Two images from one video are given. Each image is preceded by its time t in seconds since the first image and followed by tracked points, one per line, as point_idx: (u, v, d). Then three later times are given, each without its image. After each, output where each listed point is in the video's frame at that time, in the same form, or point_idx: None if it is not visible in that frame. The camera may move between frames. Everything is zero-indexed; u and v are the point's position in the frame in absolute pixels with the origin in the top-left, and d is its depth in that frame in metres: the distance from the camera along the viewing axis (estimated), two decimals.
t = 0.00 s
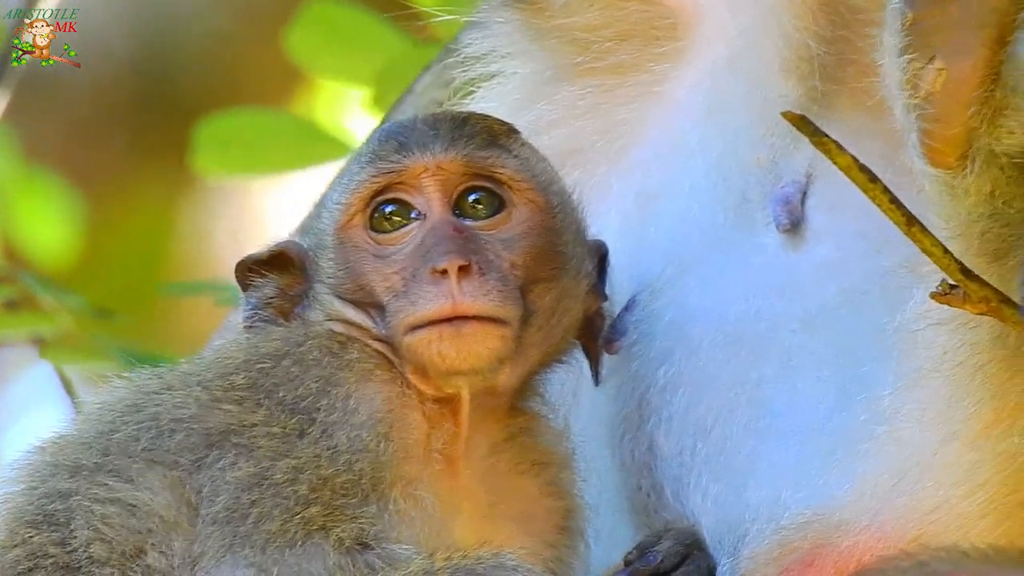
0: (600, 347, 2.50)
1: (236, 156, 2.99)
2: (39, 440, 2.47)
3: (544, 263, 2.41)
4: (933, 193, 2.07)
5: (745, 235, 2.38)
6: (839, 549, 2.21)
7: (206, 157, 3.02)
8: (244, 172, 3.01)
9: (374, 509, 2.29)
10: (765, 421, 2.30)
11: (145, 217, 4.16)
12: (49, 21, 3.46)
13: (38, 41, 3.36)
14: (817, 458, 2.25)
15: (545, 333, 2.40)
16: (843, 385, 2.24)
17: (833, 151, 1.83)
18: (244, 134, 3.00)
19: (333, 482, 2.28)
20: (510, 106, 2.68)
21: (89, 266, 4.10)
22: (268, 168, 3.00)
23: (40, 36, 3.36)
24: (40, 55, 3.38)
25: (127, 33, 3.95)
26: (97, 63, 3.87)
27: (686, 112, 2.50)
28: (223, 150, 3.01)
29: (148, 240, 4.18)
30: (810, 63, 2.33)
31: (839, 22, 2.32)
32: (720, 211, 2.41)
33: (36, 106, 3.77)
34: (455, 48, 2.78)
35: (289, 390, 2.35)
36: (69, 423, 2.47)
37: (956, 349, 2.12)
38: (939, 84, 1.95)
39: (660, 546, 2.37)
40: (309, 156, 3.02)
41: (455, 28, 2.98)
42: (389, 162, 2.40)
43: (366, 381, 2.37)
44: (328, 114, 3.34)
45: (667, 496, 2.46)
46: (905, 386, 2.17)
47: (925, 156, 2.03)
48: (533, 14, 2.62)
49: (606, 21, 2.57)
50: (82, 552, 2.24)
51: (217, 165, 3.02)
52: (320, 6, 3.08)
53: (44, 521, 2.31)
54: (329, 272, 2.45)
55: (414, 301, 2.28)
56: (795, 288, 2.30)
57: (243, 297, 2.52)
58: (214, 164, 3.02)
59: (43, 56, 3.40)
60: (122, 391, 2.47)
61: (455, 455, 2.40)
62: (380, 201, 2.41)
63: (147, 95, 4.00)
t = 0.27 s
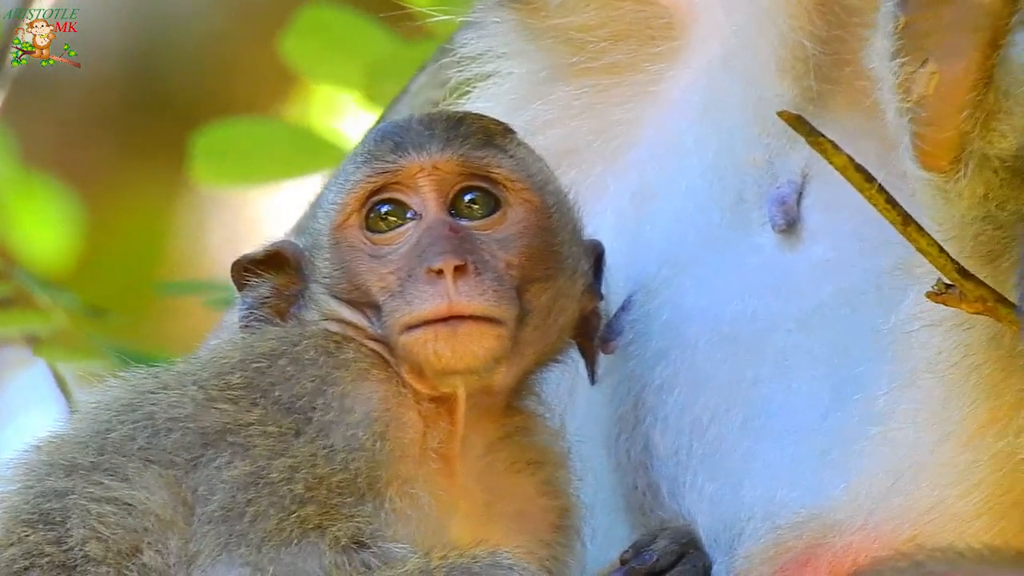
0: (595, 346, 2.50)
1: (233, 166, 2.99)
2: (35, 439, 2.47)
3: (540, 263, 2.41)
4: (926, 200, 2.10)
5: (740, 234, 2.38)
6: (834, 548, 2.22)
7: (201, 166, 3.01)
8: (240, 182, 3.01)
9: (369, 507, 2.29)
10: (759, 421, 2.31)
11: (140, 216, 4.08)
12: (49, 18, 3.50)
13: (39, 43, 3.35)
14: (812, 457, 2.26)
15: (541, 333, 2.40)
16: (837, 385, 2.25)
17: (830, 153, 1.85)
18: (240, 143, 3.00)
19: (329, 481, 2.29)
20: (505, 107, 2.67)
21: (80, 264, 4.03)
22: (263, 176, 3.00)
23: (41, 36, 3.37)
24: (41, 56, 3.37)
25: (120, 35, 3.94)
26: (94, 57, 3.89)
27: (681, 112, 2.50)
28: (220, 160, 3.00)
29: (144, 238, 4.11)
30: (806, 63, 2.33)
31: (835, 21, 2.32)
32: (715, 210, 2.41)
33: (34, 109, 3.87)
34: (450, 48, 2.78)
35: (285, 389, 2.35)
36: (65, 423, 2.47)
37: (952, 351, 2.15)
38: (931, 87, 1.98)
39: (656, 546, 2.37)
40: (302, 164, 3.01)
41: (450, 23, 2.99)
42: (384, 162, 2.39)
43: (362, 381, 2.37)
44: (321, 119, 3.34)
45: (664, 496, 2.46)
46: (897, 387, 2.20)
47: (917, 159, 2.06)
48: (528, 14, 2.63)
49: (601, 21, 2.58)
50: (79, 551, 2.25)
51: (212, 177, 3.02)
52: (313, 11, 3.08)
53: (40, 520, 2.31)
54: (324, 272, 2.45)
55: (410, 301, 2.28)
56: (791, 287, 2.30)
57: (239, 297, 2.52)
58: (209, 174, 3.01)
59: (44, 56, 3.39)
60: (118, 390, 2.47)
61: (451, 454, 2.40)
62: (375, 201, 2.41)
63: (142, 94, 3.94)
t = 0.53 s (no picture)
0: (587, 346, 2.50)
1: (229, 181, 3.04)
2: (26, 439, 2.47)
3: (531, 262, 2.41)
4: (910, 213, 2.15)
5: (731, 233, 2.38)
6: (826, 553, 2.23)
7: (198, 182, 3.07)
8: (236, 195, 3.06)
9: (361, 507, 2.29)
10: (750, 420, 2.31)
11: (129, 215, 4.12)
12: (48, 18, 3.53)
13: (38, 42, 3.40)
14: (803, 457, 2.26)
15: (532, 332, 2.40)
16: (829, 384, 2.25)
17: (822, 151, 2.01)
18: (235, 159, 3.04)
19: (320, 481, 2.28)
20: (496, 105, 2.68)
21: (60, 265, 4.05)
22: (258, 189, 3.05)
23: (40, 36, 3.41)
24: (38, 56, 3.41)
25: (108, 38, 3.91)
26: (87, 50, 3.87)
27: (672, 111, 2.51)
28: (216, 177, 3.04)
29: (130, 236, 4.17)
30: (796, 61, 2.33)
31: (825, 18, 2.31)
32: (707, 209, 2.41)
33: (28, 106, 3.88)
34: (441, 47, 2.79)
35: (276, 388, 2.35)
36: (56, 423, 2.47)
37: (944, 360, 2.17)
38: (911, 112, 2.04)
39: (647, 546, 2.37)
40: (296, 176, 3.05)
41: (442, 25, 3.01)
42: (375, 161, 2.39)
43: (353, 380, 2.37)
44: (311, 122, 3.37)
45: (655, 496, 2.46)
46: (887, 392, 2.21)
47: (898, 181, 2.13)
48: (519, 13, 2.63)
49: (593, 20, 2.59)
50: (70, 551, 2.24)
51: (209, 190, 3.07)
52: (304, 22, 3.09)
53: (31, 520, 2.30)
54: (315, 271, 2.45)
55: (401, 300, 2.27)
56: (783, 286, 2.30)
57: (230, 296, 2.52)
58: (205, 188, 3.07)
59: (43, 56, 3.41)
60: (109, 390, 2.46)
61: (443, 453, 2.40)
62: (367, 201, 2.41)
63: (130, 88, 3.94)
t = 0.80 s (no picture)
0: (578, 347, 2.50)
1: (219, 179, 3.03)
2: (17, 439, 2.47)
3: (522, 262, 2.41)
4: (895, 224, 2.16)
5: (721, 232, 2.38)
6: (815, 554, 2.24)
7: (189, 180, 3.06)
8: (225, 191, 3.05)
9: (352, 507, 2.28)
10: (741, 420, 2.31)
11: (126, 215, 4.37)
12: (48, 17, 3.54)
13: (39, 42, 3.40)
14: (793, 457, 2.27)
15: (523, 331, 2.40)
16: (819, 384, 2.27)
17: (812, 154, 2.01)
18: (225, 156, 3.04)
19: (311, 481, 2.27)
20: (487, 105, 2.67)
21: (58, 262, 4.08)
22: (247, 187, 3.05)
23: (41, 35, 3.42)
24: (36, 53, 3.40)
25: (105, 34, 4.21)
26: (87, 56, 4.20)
27: (661, 110, 2.51)
28: (206, 176, 3.04)
29: (129, 237, 4.39)
30: (785, 61, 2.34)
31: (814, 19, 2.33)
32: (697, 209, 2.41)
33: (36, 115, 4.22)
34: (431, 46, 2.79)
35: (267, 389, 2.35)
36: (47, 424, 2.47)
37: (929, 362, 2.18)
38: (900, 114, 2.06)
39: (638, 546, 2.38)
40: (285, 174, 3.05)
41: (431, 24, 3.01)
42: (366, 161, 2.39)
43: (344, 380, 2.36)
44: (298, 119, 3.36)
45: (648, 496, 2.46)
46: (875, 395, 2.23)
47: (885, 183, 2.13)
48: (509, 13, 2.63)
49: (583, 20, 2.58)
50: (60, 552, 2.23)
51: (198, 187, 3.06)
52: (295, 18, 3.09)
53: (21, 521, 2.29)
54: (306, 271, 2.45)
55: (393, 300, 2.28)
56: (773, 286, 2.31)
57: (220, 295, 2.52)
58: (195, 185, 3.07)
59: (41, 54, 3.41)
60: (100, 392, 2.46)
61: (434, 454, 2.40)
62: (357, 201, 2.41)
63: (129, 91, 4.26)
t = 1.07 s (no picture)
0: (566, 347, 2.50)
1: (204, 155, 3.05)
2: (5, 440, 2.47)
3: (511, 262, 2.41)
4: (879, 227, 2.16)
5: (708, 233, 2.39)
6: (801, 554, 2.24)
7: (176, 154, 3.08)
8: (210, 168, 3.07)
9: (339, 507, 2.28)
10: (728, 420, 2.32)
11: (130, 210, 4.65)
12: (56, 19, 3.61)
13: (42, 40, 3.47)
14: (780, 457, 2.28)
15: (511, 331, 2.40)
16: (806, 383, 2.27)
17: (797, 158, 2.03)
18: (212, 132, 3.05)
19: (298, 480, 2.27)
20: (472, 105, 2.68)
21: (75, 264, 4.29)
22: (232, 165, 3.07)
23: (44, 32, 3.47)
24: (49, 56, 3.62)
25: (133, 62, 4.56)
26: (93, 61, 4.53)
27: (648, 110, 2.51)
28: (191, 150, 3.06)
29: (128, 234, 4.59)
30: (771, 61, 2.35)
31: (800, 17, 2.34)
32: (683, 209, 2.42)
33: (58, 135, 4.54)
34: (417, 46, 2.79)
35: (254, 388, 2.35)
36: (34, 424, 2.47)
37: (915, 363, 2.18)
38: (884, 114, 2.06)
39: (625, 545, 2.38)
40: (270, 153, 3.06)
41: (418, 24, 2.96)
42: (353, 161, 2.39)
43: (331, 380, 2.36)
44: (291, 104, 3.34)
45: (636, 495, 2.47)
46: (863, 399, 2.22)
47: (870, 184, 2.12)
48: (495, 13, 2.64)
49: (569, 20, 2.59)
50: (47, 551, 2.23)
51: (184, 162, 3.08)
52: None
53: (9, 520, 2.29)
54: (294, 271, 2.45)
55: (380, 299, 2.27)
56: (760, 286, 2.31)
57: (208, 296, 2.53)
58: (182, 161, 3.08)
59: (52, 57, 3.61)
60: (88, 391, 2.46)
61: (422, 454, 2.40)
62: (345, 200, 2.41)
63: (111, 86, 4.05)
